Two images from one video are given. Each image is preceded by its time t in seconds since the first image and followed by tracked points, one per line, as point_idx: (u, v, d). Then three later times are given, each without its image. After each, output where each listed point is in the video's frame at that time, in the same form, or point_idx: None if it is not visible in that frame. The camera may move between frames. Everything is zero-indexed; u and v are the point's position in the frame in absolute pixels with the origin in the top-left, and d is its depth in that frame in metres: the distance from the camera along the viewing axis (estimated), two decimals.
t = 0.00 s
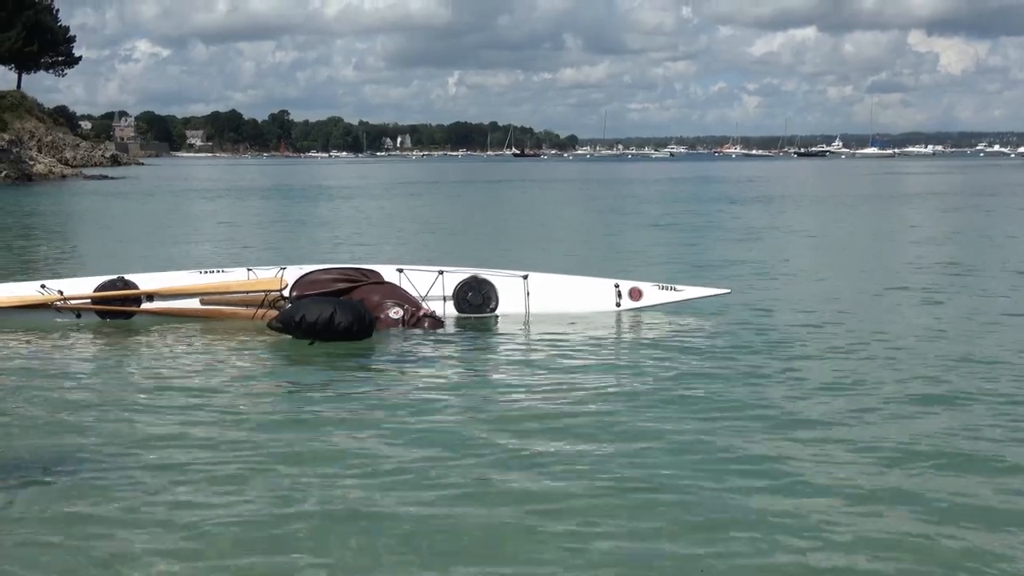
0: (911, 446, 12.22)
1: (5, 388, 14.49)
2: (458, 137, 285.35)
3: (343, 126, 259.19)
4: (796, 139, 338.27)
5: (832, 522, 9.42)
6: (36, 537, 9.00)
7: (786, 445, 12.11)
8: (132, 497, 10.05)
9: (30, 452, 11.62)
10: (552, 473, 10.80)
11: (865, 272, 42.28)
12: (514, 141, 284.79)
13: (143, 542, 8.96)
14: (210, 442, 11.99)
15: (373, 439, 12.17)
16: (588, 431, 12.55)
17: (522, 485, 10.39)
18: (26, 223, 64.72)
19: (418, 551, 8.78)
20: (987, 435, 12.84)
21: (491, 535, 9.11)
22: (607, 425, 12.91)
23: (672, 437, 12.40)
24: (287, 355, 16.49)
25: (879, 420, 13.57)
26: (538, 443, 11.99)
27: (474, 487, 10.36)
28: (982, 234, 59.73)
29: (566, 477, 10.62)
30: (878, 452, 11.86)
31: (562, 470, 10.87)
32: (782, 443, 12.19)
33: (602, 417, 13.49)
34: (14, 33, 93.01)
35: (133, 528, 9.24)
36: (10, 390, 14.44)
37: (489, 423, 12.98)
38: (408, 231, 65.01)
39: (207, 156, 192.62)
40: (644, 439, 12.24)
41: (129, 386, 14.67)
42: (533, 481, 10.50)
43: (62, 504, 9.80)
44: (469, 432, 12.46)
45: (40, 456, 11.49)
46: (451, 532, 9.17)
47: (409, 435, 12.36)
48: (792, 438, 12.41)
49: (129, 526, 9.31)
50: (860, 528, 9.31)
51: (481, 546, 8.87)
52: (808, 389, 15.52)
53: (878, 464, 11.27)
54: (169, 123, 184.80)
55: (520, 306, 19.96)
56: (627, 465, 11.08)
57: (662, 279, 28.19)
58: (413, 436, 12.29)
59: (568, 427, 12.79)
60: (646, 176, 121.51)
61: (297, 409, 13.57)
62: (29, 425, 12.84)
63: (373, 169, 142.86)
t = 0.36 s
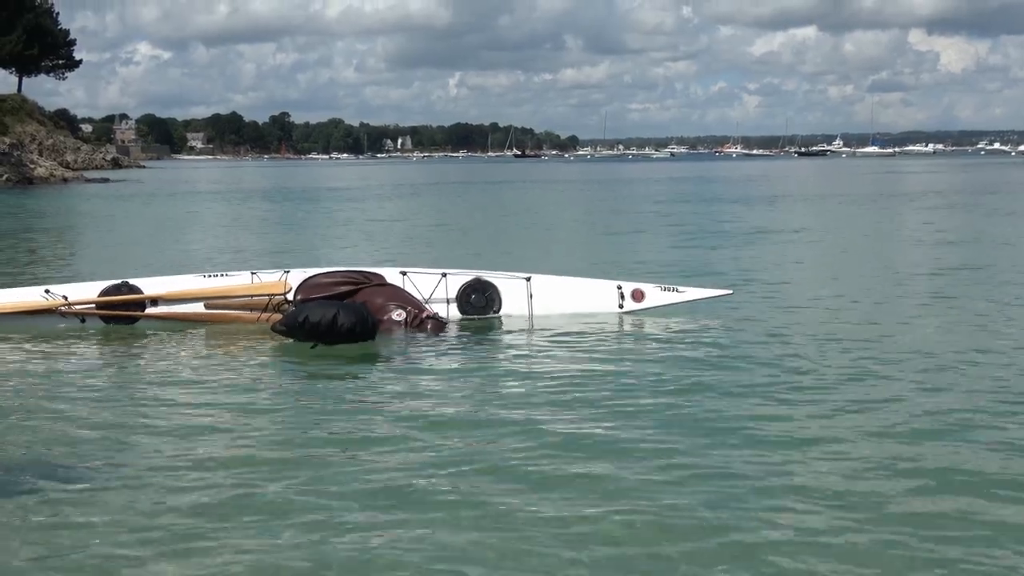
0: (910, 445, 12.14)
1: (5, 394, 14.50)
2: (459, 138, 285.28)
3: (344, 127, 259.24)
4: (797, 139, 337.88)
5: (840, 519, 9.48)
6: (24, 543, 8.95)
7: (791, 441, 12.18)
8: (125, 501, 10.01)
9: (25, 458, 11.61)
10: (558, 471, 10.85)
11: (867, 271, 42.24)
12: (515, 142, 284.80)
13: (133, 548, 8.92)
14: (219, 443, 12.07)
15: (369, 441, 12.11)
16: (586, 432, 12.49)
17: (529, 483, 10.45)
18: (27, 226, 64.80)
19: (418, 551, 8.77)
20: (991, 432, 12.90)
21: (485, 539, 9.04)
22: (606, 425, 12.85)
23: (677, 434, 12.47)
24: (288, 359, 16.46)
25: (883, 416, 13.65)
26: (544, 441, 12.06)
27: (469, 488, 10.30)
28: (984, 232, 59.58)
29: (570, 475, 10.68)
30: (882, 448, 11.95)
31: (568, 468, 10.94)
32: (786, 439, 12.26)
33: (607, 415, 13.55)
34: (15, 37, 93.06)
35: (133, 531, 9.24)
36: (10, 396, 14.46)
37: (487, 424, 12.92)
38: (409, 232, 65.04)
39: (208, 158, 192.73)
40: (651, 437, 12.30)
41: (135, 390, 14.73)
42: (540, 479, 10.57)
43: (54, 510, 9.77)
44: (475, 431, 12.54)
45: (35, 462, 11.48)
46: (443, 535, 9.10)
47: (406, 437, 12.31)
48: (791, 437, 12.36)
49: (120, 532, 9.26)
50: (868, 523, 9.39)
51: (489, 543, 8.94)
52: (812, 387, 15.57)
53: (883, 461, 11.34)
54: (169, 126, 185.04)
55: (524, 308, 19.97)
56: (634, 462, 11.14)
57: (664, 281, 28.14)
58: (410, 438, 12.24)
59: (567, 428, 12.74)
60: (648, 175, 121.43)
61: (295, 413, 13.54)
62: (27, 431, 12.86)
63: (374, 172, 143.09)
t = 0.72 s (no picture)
0: (923, 448, 11.97)
1: (8, 394, 14.37)
2: (459, 138, 285.45)
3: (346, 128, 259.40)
4: (797, 139, 337.95)
5: (855, 520, 9.43)
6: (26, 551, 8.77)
7: (802, 442, 12.14)
8: (132, 503, 9.92)
9: (25, 457, 11.44)
10: (570, 472, 10.81)
11: (870, 271, 42.17)
12: (517, 143, 284.80)
13: (137, 557, 8.72)
14: (229, 443, 12.03)
15: (373, 445, 11.93)
16: (594, 436, 12.32)
17: (540, 485, 10.41)
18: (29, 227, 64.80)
19: (429, 555, 8.72)
20: (1002, 434, 12.83)
21: (492, 548, 8.85)
22: (613, 429, 12.69)
23: (687, 436, 12.42)
24: (293, 361, 16.35)
25: (893, 417, 13.60)
26: (554, 443, 12.01)
27: (476, 494, 10.11)
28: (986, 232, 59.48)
29: (582, 476, 10.63)
30: (893, 449, 11.89)
31: (580, 469, 10.89)
32: (797, 440, 12.21)
33: (616, 417, 13.50)
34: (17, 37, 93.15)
35: (146, 532, 9.21)
36: (13, 395, 14.33)
37: (490, 428, 12.80)
38: (412, 233, 65.07)
39: (209, 159, 192.83)
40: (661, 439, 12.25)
41: (143, 390, 14.67)
42: (552, 480, 10.53)
43: (49, 515, 9.55)
44: (485, 433, 12.48)
45: (36, 461, 11.30)
46: (451, 546, 8.89)
47: (411, 441, 12.16)
48: (803, 441, 12.18)
49: (122, 535, 9.12)
50: (882, 524, 9.34)
51: (501, 545, 8.91)
52: (821, 388, 15.51)
53: (896, 462, 11.29)
54: (171, 127, 185.33)
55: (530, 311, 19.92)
56: (645, 464, 11.09)
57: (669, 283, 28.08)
58: (415, 441, 12.08)
59: (574, 433, 12.58)
60: (650, 175, 121.44)
61: (299, 413, 13.39)
62: (33, 430, 12.79)
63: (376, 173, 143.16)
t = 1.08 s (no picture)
0: (934, 451, 11.88)
1: (14, 393, 14.32)
2: (462, 138, 285.45)
3: (347, 128, 259.56)
4: (800, 142, 337.75)
5: (869, 522, 9.44)
6: (31, 556, 8.67)
7: (811, 445, 12.15)
8: (145, 501, 9.94)
9: (29, 457, 11.35)
10: (579, 473, 10.85)
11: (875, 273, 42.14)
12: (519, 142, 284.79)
13: (145, 562, 8.62)
14: (238, 441, 12.02)
15: (381, 448, 11.83)
16: (603, 438, 12.22)
17: (551, 485, 10.41)
18: (31, 226, 64.80)
19: (441, 556, 8.75)
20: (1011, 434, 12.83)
21: (506, 556, 8.73)
22: (621, 431, 12.61)
23: (695, 437, 12.43)
24: (300, 361, 16.31)
25: (901, 417, 13.63)
26: (564, 444, 12.03)
27: (488, 499, 10.00)
28: (989, 235, 59.41)
29: (592, 477, 10.66)
30: (901, 451, 11.90)
31: (590, 470, 10.93)
32: (805, 442, 12.22)
33: (625, 417, 13.50)
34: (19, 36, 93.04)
35: (161, 530, 9.22)
36: (24, 393, 14.31)
37: (500, 427, 12.84)
38: (414, 232, 65.03)
39: (210, 158, 192.77)
40: (671, 440, 12.24)
41: (151, 390, 14.64)
42: (561, 481, 10.56)
43: (54, 518, 9.45)
44: (494, 433, 12.48)
45: (49, 457, 11.29)
46: (465, 553, 8.79)
47: (419, 442, 12.06)
48: (813, 446, 12.08)
49: (136, 534, 9.13)
50: (896, 527, 9.33)
51: (510, 545, 8.91)
52: (829, 389, 15.52)
53: (906, 463, 11.30)
54: (172, 126, 185.52)
55: (536, 314, 19.90)
56: (655, 465, 11.11)
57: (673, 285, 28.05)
58: (422, 442, 11.98)
59: (583, 436, 12.48)
60: (651, 176, 121.54)
61: (306, 413, 13.35)
62: (43, 423, 12.76)
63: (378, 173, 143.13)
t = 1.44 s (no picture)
0: (946, 453, 11.74)
1: (23, 393, 14.26)
2: (463, 139, 285.17)
3: (350, 128, 259.38)
4: (802, 143, 337.67)
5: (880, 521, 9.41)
6: (30, 560, 8.54)
7: (822, 442, 12.12)
8: (156, 499, 9.92)
9: (32, 459, 11.25)
10: (588, 470, 10.82)
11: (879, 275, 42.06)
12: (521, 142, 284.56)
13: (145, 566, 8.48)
14: (247, 440, 12.00)
15: (386, 447, 11.70)
16: (613, 437, 12.15)
17: (561, 482, 10.40)
18: (34, 224, 64.73)
19: (452, 552, 8.73)
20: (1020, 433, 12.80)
21: (517, 556, 8.64)
22: (633, 429, 12.53)
23: (706, 434, 12.40)
24: (307, 363, 16.23)
25: (911, 416, 13.60)
26: (573, 441, 12.00)
27: (496, 501, 9.85)
28: (993, 237, 59.23)
29: (602, 474, 10.64)
30: (911, 449, 11.87)
31: (600, 467, 10.89)
32: (815, 441, 12.19)
33: (634, 414, 13.46)
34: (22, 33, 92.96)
35: (172, 528, 9.20)
36: (34, 393, 14.29)
37: (509, 424, 12.80)
38: (417, 232, 64.98)
39: (212, 157, 192.53)
40: (681, 438, 12.20)
41: (160, 390, 14.61)
42: (571, 478, 10.54)
43: (64, 515, 9.42)
44: (504, 430, 12.45)
45: (60, 459, 11.27)
46: (476, 554, 8.69)
47: (427, 441, 11.95)
48: (823, 444, 12.06)
49: (147, 531, 9.12)
50: (907, 525, 9.32)
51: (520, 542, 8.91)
52: (837, 388, 15.50)
53: (917, 462, 11.28)
54: (174, 124, 185.51)
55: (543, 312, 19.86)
56: (665, 463, 11.09)
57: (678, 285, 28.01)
58: (432, 441, 11.90)
59: (592, 433, 12.45)
60: (654, 177, 121.42)
61: (315, 412, 13.33)
62: (54, 423, 12.74)
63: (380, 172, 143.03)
